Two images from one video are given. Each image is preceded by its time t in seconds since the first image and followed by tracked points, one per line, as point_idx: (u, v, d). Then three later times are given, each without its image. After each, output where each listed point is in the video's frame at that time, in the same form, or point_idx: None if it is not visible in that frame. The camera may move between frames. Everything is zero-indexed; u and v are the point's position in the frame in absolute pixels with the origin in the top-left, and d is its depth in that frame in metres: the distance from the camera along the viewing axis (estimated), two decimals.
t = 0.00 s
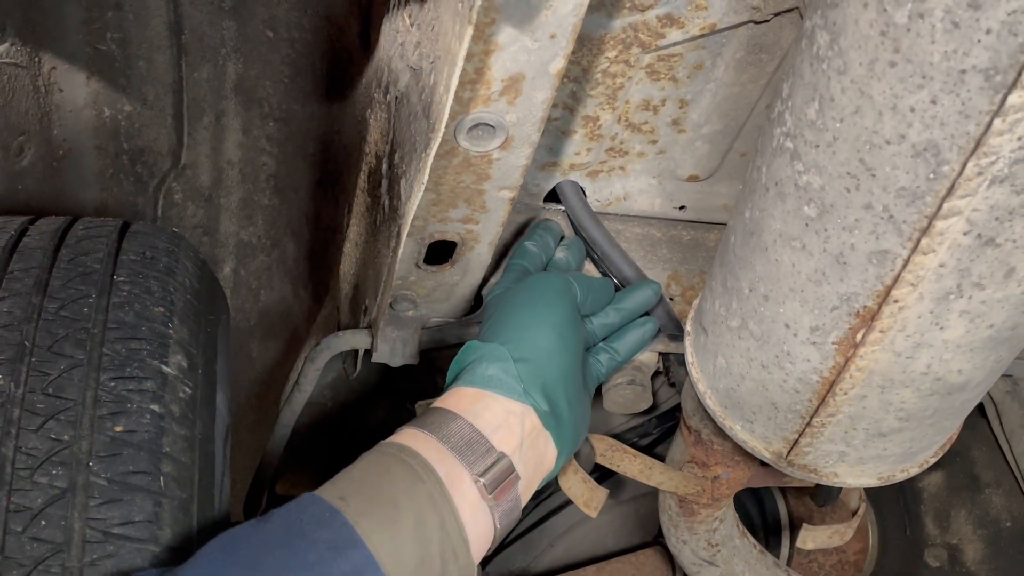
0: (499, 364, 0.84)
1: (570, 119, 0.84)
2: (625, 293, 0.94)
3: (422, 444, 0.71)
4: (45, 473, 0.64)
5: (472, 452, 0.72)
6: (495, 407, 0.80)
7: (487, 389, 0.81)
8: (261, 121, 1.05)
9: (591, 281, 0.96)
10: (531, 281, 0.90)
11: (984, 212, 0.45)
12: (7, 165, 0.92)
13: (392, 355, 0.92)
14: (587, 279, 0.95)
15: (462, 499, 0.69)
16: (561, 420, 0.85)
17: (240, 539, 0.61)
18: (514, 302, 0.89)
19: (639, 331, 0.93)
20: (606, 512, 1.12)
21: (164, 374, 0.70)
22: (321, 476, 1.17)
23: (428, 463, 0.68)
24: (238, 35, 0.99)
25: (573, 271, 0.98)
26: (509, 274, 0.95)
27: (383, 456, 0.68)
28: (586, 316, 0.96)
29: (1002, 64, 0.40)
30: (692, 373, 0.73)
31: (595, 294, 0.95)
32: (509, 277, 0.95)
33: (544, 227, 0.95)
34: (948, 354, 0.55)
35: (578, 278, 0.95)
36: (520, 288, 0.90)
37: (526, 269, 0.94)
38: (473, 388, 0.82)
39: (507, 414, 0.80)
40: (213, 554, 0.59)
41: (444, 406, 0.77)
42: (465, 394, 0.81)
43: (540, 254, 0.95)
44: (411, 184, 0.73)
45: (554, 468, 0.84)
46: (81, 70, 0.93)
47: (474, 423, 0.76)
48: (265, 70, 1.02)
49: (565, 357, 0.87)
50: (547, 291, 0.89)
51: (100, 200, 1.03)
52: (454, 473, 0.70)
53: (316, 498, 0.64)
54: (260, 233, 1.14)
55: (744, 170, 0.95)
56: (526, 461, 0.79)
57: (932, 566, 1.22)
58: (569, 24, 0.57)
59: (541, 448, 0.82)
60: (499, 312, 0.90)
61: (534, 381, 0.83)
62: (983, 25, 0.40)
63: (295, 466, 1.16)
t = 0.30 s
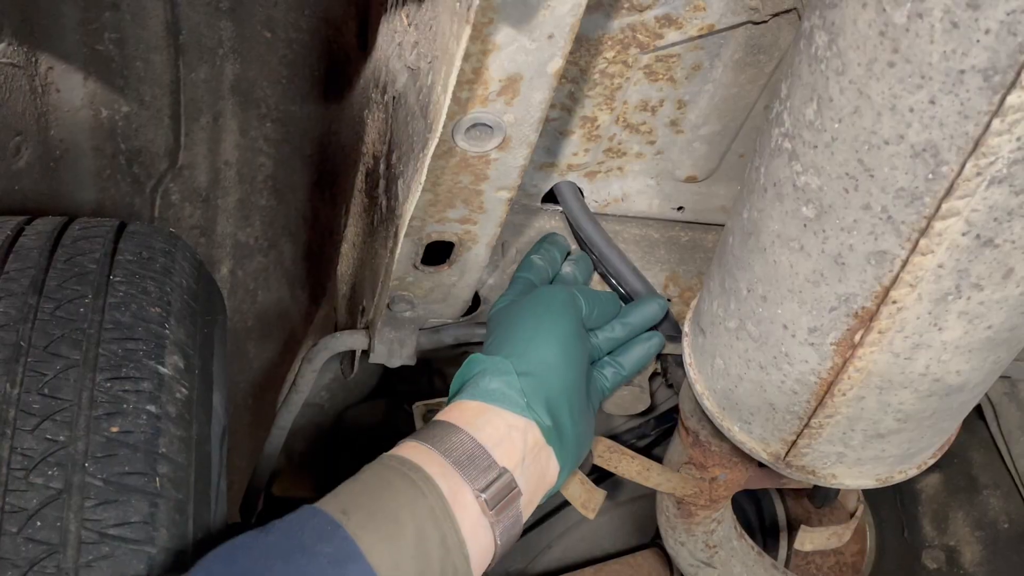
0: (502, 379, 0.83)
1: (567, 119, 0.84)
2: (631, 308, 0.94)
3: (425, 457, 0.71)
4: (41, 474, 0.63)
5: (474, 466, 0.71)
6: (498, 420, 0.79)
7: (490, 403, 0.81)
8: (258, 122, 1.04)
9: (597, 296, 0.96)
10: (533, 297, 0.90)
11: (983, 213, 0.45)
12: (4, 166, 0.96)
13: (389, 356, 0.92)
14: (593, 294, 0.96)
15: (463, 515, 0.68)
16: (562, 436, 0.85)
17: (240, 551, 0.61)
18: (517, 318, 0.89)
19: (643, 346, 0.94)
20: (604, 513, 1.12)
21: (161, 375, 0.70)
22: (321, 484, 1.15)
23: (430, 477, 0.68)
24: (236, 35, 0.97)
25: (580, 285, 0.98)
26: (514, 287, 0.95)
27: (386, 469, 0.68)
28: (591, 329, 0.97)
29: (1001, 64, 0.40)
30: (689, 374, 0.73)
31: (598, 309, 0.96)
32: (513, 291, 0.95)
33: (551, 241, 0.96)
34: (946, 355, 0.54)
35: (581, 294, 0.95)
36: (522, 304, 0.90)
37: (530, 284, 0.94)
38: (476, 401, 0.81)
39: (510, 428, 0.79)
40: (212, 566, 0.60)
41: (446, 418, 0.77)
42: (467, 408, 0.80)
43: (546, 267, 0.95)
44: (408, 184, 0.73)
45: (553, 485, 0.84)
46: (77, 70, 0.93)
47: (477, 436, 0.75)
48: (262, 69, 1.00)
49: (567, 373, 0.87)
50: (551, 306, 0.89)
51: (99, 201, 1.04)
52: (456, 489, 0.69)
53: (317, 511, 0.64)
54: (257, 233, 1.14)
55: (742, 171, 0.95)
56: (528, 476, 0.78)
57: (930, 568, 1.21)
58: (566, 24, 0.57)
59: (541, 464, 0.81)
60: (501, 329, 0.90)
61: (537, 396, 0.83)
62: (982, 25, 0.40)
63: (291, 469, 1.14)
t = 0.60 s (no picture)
0: (506, 396, 0.84)
1: (566, 122, 0.84)
2: (640, 324, 0.94)
3: (429, 475, 0.71)
4: (40, 478, 0.63)
5: (477, 483, 0.72)
6: (502, 437, 0.79)
7: (494, 420, 0.81)
8: (257, 123, 1.05)
9: (607, 314, 0.97)
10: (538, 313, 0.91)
11: (981, 218, 0.45)
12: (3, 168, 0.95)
13: (388, 358, 0.93)
14: (600, 311, 0.96)
15: (466, 533, 0.68)
16: (565, 453, 0.85)
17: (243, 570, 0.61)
18: (522, 334, 0.89)
19: (652, 364, 0.95)
20: (603, 515, 1.12)
21: (160, 379, 0.70)
22: (317, 485, 1.16)
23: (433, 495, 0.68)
24: (234, 37, 0.98)
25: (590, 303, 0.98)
26: (521, 302, 0.94)
27: (391, 487, 0.68)
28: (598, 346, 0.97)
29: (999, 70, 0.40)
30: (688, 377, 0.73)
31: (606, 324, 0.96)
32: (520, 304, 0.95)
33: (559, 258, 0.96)
34: (943, 359, 0.55)
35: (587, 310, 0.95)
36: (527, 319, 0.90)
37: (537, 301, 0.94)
38: (480, 417, 0.81)
39: (514, 446, 0.79)
40: None
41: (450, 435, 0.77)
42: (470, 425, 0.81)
43: (554, 282, 0.95)
44: (407, 188, 0.73)
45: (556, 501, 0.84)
46: (75, 71, 0.94)
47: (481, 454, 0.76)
48: (260, 72, 1.01)
49: (571, 391, 0.87)
50: (556, 323, 0.90)
51: (96, 203, 1.03)
52: (459, 507, 0.69)
53: (317, 531, 0.64)
54: (255, 235, 1.14)
55: (740, 174, 0.95)
56: (531, 493, 0.79)
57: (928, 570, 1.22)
58: (565, 29, 0.57)
59: (543, 482, 0.81)
60: (505, 345, 0.90)
61: (541, 413, 0.84)
62: (980, 32, 0.40)
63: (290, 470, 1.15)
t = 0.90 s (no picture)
0: (515, 415, 0.85)
1: (566, 128, 0.84)
2: (650, 342, 0.96)
3: (438, 495, 0.72)
4: (43, 484, 0.63)
5: (484, 504, 0.72)
6: (510, 456, 0.80)
7: (503, 438, 0.82)
8: (257, 127, 1.05)
9: (617, 332, 0.98)
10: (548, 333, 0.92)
11: (981, 227, 0.45)
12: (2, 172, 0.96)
13: (389, 362, 0.93)
14: (610, 328, 0.97)
15: (472, 554, 0.69)
16: (574, 473, 0.85)
17: None
18: (533, 353, 0.90)
19: (661, 381, 0.97)
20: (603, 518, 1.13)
21: (162, 385, 0.70)
22: (319, 488, 1.17)
23: (441, 516, 0.69)
24: (234, 40, 0.98)
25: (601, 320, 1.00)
26: (533, 318, 0.96)
27: (400, 507, 0.69)
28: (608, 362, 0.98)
29: (1000, 81, 0.40)
30: (689, 383, 0.73)
31: (616, 343, 0.97)
32: (532, 321, 0.95)
33: (571, 273, 0.98)
34: (944, 366, 0.55)
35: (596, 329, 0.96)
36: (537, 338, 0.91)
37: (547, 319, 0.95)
38: (489, 436, 0.82)
39: (522, 465, 0.80)
40: None
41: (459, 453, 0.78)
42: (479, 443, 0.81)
43: (565, 298, 0.97)
44: (409, 193, 0.73)
45: (563, 521, 0.85)
46: (76, 75, 0.94)
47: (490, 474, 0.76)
48: (260, 74, 1.01)
49: (581, 410, 0.88)
50: (566, 341, 0.91)
51: (96, 206, 1.03)
52: (467, 528, 0.70)
53: (326, 550, 0.66)
54: (255, 238, 1.14)
55: (740, 179, 0.96)
56: (537, 513, 0.80)
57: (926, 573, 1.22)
58: (567, 37, 0.57)
59: (551, 501, 0.82)
60: (516, 364, 0.91)
61: (550, 433, 0.84)
62: (981, 43, 0.40)
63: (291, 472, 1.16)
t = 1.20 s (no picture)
0: (521, 418, 0.84)
1: (569, 128, 0.84)
2: (658, 347, 0.94)
3: (444, 498, 0.72)
4: (47, 484, 0.63)
5: (489, 507, 0.73)
6: (516, 460, 0.80)
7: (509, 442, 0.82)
8: (258, 127, 1.05)
9: (627, 337, 0.96)
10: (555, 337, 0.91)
11: (985, 227, 0.46)
12: (3, 172, 0.96)
13: (392, 362, 0.93)
14: (619, 332, 0.96)
15: (478, 557, 0.69)
16: (578, 478, 0.85)
17: None
18: (539, 357, 0.90)
19: (669, 387, 0.95)
20: (605, 518, 1.13)
21: (165, 385, 0.70)
22: (321, 488, 1.18)
23: (447, 520, 0.69)
24: (235, 40, 0.98)
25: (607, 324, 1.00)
26: (541, 321, 0.95)
27: (405, 510, 0.69)
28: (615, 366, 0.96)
29: (1006, 82, 0.40)
30: (692, 383, 0.73)
31: (624, 346, 0.95)
32: (540, 324, 0.95)
33: (579, 277, 0.98)
34: (947, 366, 0.55)
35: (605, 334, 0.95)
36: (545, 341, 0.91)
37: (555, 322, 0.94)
38: (495, 439, 0.82)
39: (528, 469, 0.80)
40: None
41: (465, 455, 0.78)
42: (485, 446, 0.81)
43: (573, 301, 0.96)
44: (412, 193, 0.73)
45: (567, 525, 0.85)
46: (77, 74, 0.94)
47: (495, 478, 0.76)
48: (260, 74, 1.01)
49: (588, 415, 0.87)
50: (573, 346, 0.90)
51: (97, 206, 1.03)
52: (472, 531, 0.70)
53: (332, 554, 0.66)
54: (256, 238, 1.14)
55: (741, 179, 0.96)
56: (541, 517, 0.79)
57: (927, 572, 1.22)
58: (571, 37, 0.57)
59: (554, 505, 0.82)
60: (521, 366, 0.91)
61: (556, 437, 0.84)
62: (987, 44, 0.40)
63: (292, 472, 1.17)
